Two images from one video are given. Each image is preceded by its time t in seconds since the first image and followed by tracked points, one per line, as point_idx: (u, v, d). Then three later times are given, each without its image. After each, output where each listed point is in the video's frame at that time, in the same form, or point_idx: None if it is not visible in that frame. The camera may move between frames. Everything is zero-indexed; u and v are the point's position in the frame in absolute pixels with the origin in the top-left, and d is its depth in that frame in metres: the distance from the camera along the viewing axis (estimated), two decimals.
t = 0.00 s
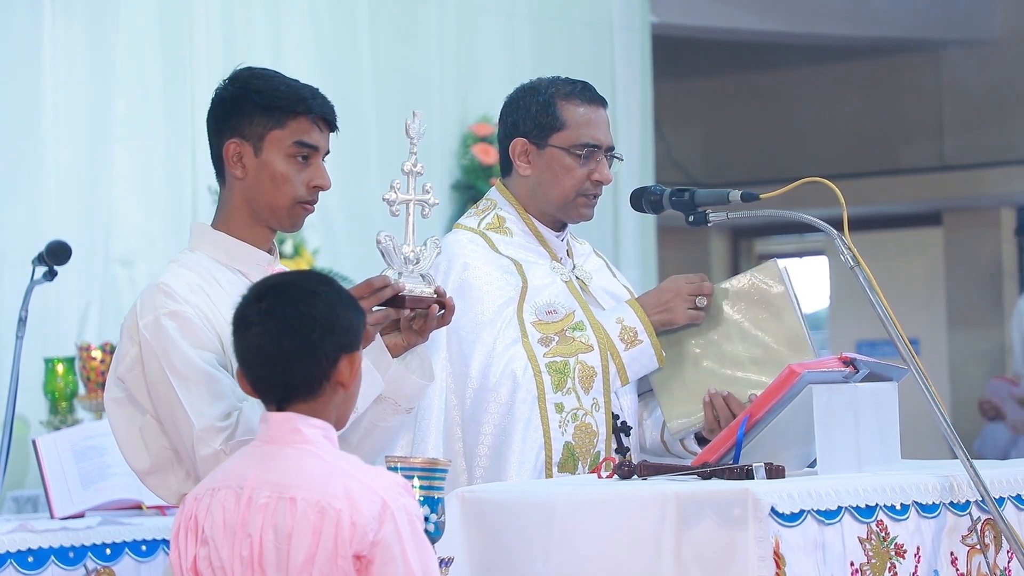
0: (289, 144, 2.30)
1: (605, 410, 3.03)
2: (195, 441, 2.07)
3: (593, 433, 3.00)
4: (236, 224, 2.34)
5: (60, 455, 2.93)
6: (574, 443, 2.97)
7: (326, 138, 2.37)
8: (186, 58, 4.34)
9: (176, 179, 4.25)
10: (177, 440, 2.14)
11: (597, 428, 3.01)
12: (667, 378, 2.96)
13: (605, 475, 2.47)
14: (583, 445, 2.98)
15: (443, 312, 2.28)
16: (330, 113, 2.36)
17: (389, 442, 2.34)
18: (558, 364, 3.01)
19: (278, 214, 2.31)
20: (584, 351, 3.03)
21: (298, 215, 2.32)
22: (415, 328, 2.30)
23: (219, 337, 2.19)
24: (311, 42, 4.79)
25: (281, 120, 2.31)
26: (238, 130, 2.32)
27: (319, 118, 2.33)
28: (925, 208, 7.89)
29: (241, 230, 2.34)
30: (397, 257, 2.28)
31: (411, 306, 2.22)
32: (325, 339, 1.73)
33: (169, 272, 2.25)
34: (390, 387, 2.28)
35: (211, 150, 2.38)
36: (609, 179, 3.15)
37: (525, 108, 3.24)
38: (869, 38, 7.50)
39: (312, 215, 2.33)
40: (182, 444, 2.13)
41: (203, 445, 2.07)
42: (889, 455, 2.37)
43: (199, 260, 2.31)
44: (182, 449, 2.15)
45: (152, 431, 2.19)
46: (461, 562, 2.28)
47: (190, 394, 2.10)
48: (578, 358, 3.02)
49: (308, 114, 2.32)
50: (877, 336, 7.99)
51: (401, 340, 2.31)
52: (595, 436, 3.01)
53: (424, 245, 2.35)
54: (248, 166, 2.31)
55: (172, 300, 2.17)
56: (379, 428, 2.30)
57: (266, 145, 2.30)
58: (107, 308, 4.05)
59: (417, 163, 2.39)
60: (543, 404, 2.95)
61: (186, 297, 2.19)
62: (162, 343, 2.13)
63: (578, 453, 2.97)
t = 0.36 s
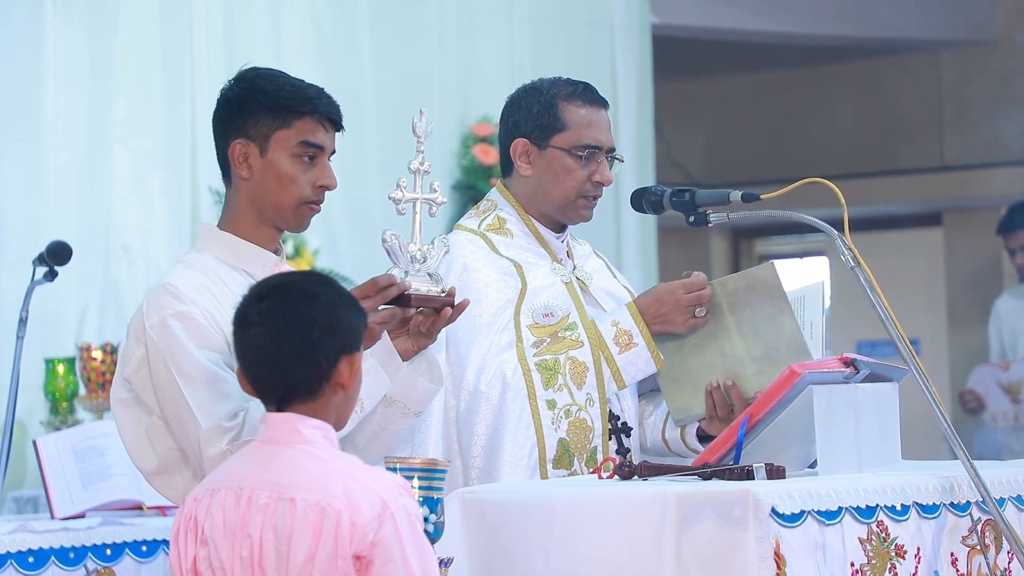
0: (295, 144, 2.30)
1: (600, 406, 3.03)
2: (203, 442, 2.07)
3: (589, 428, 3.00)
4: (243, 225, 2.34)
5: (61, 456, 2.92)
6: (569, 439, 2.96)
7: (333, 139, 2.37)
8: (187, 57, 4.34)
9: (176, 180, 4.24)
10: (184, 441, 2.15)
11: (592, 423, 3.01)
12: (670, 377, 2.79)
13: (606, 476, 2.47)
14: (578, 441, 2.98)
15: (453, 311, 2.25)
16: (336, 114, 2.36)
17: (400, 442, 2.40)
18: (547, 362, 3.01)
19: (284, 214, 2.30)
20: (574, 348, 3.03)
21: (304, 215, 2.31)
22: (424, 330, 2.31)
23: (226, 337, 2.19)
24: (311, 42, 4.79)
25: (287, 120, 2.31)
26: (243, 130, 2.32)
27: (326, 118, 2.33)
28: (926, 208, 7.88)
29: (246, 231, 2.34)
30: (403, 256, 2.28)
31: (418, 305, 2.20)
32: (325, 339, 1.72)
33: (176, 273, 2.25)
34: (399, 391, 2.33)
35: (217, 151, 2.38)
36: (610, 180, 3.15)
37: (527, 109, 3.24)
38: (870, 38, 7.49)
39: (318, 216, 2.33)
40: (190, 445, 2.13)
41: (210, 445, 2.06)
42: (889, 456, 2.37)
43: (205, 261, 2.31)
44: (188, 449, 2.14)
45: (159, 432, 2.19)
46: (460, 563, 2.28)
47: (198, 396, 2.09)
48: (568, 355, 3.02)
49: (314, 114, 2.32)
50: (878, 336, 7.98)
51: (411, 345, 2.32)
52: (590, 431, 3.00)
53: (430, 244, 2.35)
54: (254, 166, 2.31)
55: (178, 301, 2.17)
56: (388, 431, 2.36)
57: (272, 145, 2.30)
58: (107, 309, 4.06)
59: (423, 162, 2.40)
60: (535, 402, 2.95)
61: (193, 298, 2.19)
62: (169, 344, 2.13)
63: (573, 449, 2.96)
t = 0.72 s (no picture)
0: (296, 144, 2.30)
1: (590, 406, 2.98)
2: (204, 443, 2.07)
3: (577, 428, 2.98)
4: (244, 225, 2.34)
5: (61, 456, 2.92)
6: (555, 439, 2.95)
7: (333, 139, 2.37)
8: (187, 58, 4.35)
9: (176, 183, 4.27)
10: (184, 442, 2.14)
11: (580, 423, 2.98)
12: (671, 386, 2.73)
13: (607, 476, 2.47)
14: (565, 441, 2.96)
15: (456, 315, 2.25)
16: (336, 113, 2.36)
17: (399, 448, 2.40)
18: (533, 365, 2.99)
19: (285, 215, 2.30)
20: (560, 352, 3.02)
21: (305, 215, 2.31)
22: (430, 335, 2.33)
23: (227, 338, 2.19)
24: (312, 43, 4.79)
25: (288, 120, 2.31)
26: (244, 130, 2.32)
27: (327, 119, 2.33)
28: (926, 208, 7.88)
29: (247, 232, 2.34)
30: (406, 258, 2.28)
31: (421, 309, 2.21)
32: (326, 341, 1.72)
33: (176, 274, 2.25)
34: (402, 397, 2.34)
35: (218, 152, 2.38)
36: (610, 181, 3.15)
37: (528, 110, 3.24)
38: (870, 39, 7.50)
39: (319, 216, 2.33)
40: (191, 446, 2.13)
41: (212, 446, 2.06)
42: (889, 457, 2.37)
43: (207, 262, 2.30)
44: (189, 450, 2.14)
45: (159, 432, 2.18)
46: (460, 563, 2.28)
47: (200, 397, 2.09)
48: (554, 358, 3.00)
49: (315, 114, 2.32)
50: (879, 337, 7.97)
51: (416, 352, 2.35)
52: (579, 431, 2.98)
53: (433, 247, 2.35)
54: (255, 166, 2.31)
55: (179, 301, 2.18)
56: (388, 437, 2.36)
57: (274, 144, 2.30)
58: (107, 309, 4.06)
59: (425, 164, 2.40)
60: (519, 404, 2.94)
61: (193, 299, 2.19)
62: (170, 344, 2.13)
63: (559, 449, 2.95)
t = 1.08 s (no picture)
0: (294, 143, 2.30)
1: (586, 407, 2.93)
2: (202, 442, 2.07)
3: (571, 429, 2.93)
4: (242, 225, 2.34)
5: (61, 456, 2.92)
6: (549, 439, 2.92)
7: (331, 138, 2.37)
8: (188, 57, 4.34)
9: (177, 182, 4.25)
10: (181, 441, 2.14)
11: (574, 423, 2.93)
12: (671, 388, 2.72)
13: (607, 476, 2.47)
14: (559, 441, 2.93)
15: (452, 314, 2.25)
16: (333, 113, 2.36)
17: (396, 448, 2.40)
18: (528, 366, 2.96)
19: (284, 214, 2.31)
20: (557, 354, 3.00)
21: (303, 214, 2.32)
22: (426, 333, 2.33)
23: (224, 337, 2.19)
24: (312, 43, 4.79)
25: (286, 120, 2.31)
26: (242, 130, 2.32)
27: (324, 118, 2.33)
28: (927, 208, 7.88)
29: (246, 232, 2.34)
30: (404, 258, 2.28)
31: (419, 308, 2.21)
32: (327, 341, 1.73)
33: (174, 273, 2.25)
34: (398, 397, 2.34)
35: (216, 151, 2.38)
36: (610, 181, 3.15)
37: (529, 110, 3.24)
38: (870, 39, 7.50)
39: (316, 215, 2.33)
40: (187, 445, 2.12)
41: (209, 445, 2.06)
42: (889, 457, 2.37)
43: (204, 261, 2.30)
44: (186, 450, 2.14)
45: (156, 432, 2.18)
46: (460, 563, 2.28)
47: (197, 396, 2.09)
48: (550, 360, 2.97)
49: (313, 113, 2.32)
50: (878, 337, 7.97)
51: (412, 352, 2.35)
52: (573, 432, 2.94)
53: (431, 247, 2.35)
54: (253, 165, 2.31)
55: (176, 300, 2.18)
56: (384, 437, 2.35)
57: (271, 144, 2.30)
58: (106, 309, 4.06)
59: (423, 164, 2.39)
60: (512, 404, 2.91)
61: (191, 298, 2.19)
62: (167, 343, 2.13)
63: (553, 449, 2.93)
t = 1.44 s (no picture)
0: (293, 142, 2.30)
1: (573, 403, 2.91)
2: (199, 440, 2.07)
3: (558, 424, 2.91)
4: (240, 224, 2.34)
5: (61, 455, 2.93)
6: (535, 436, 2.91)
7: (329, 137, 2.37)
8: (189, 58, 4.34)
9: (175, 182, 4.25)
10: (178, 439, 2.14)
11: (560, 418, 2.91)
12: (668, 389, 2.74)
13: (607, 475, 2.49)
14: (547, 437, 2.91)
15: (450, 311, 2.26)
16: (331, 112, 2.36)
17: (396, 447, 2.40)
18: (515, 364, 2.93)
19: (282, 213, 2.31)
20: (545, 352, 2.96)
21: (300, 213, 2.32)
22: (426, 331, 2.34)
23: (223, 336, 2.20)
24: (312, 42, 4.79)
25: (285, 118, 2.31)
26: (241, 128, 2.32)
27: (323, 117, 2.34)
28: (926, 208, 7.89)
29: (244, 231, 2.34)
30: (401, 256, 2.28)
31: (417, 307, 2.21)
32: (330, 341, 1.73)
33: (171, 272, 2.25)
34: (396, 396, 2.33)
35: (215, 150, 2.38)
36: (610, 181, 3.16)
37: (528, 109, 3.25)
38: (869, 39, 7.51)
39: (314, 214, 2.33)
40: (184, 444, 2.12)
41: (207, 443, 2.07)
42: (889, 456, 2.38)
43: (201, 260, 2.30)
44: (183, 449, 2.14)
45: (154, 431, 2.18)
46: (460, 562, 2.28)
47: (195, 394, 2.10)
48: (537, 358, 2.94)
49: (312, 112, 2.33)
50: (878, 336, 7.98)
51: (411, 351, 2.35)
52: (560, 427, 2.92)
53: (429, 245, 2.35)
54: (251, 164, 2.31)
55: (174, 299, 2.18)
56: (383, 436, 2.35)
57: (270, 142, 2.30)
58: (106, 308, 4.07)
59: (421, 162, 2.39)
60: (499, 402, 2.90)
61: (188, 296, 2.19)
62: (165, 342, 2.13)
63: (540, 445, 2.92)
